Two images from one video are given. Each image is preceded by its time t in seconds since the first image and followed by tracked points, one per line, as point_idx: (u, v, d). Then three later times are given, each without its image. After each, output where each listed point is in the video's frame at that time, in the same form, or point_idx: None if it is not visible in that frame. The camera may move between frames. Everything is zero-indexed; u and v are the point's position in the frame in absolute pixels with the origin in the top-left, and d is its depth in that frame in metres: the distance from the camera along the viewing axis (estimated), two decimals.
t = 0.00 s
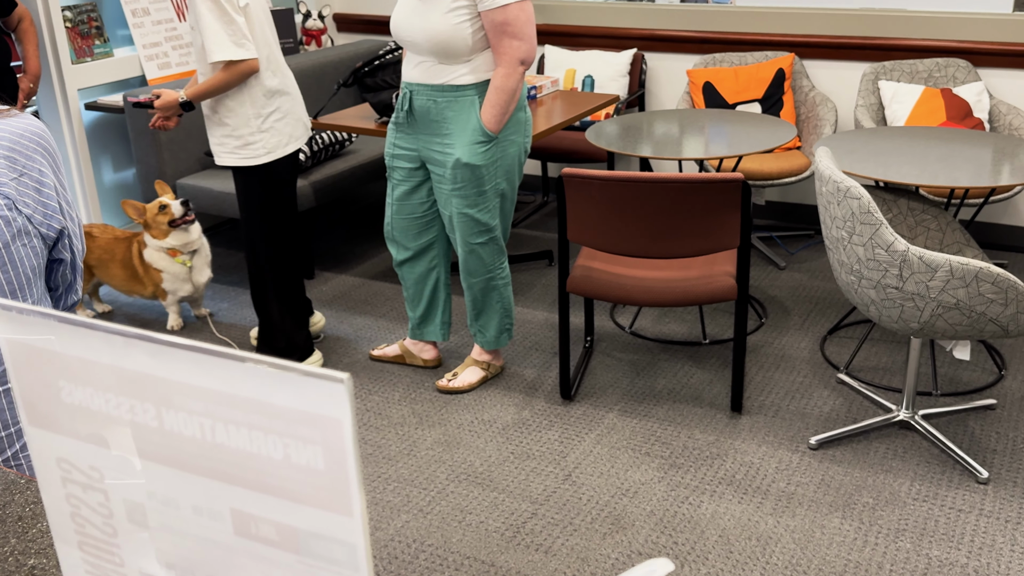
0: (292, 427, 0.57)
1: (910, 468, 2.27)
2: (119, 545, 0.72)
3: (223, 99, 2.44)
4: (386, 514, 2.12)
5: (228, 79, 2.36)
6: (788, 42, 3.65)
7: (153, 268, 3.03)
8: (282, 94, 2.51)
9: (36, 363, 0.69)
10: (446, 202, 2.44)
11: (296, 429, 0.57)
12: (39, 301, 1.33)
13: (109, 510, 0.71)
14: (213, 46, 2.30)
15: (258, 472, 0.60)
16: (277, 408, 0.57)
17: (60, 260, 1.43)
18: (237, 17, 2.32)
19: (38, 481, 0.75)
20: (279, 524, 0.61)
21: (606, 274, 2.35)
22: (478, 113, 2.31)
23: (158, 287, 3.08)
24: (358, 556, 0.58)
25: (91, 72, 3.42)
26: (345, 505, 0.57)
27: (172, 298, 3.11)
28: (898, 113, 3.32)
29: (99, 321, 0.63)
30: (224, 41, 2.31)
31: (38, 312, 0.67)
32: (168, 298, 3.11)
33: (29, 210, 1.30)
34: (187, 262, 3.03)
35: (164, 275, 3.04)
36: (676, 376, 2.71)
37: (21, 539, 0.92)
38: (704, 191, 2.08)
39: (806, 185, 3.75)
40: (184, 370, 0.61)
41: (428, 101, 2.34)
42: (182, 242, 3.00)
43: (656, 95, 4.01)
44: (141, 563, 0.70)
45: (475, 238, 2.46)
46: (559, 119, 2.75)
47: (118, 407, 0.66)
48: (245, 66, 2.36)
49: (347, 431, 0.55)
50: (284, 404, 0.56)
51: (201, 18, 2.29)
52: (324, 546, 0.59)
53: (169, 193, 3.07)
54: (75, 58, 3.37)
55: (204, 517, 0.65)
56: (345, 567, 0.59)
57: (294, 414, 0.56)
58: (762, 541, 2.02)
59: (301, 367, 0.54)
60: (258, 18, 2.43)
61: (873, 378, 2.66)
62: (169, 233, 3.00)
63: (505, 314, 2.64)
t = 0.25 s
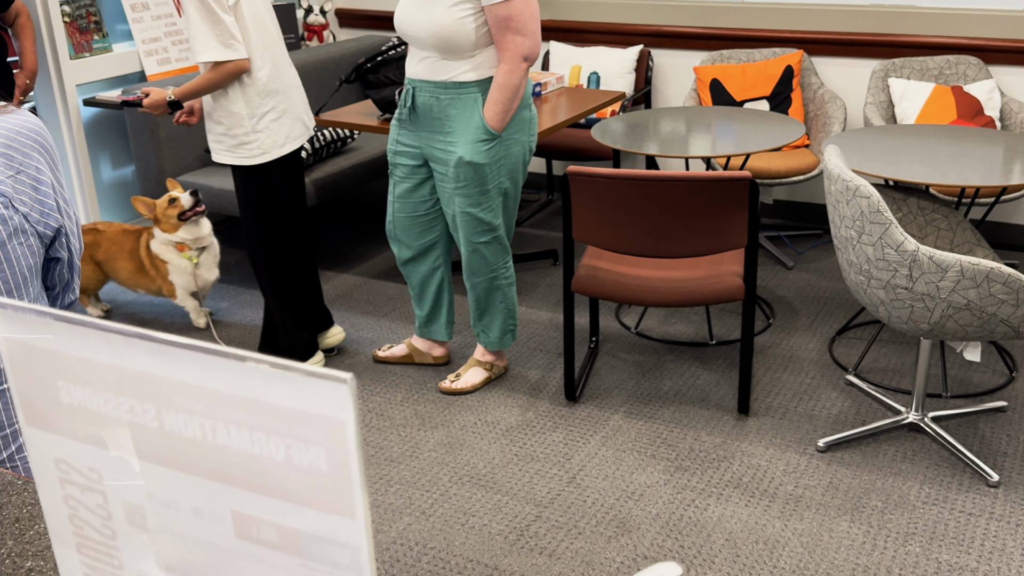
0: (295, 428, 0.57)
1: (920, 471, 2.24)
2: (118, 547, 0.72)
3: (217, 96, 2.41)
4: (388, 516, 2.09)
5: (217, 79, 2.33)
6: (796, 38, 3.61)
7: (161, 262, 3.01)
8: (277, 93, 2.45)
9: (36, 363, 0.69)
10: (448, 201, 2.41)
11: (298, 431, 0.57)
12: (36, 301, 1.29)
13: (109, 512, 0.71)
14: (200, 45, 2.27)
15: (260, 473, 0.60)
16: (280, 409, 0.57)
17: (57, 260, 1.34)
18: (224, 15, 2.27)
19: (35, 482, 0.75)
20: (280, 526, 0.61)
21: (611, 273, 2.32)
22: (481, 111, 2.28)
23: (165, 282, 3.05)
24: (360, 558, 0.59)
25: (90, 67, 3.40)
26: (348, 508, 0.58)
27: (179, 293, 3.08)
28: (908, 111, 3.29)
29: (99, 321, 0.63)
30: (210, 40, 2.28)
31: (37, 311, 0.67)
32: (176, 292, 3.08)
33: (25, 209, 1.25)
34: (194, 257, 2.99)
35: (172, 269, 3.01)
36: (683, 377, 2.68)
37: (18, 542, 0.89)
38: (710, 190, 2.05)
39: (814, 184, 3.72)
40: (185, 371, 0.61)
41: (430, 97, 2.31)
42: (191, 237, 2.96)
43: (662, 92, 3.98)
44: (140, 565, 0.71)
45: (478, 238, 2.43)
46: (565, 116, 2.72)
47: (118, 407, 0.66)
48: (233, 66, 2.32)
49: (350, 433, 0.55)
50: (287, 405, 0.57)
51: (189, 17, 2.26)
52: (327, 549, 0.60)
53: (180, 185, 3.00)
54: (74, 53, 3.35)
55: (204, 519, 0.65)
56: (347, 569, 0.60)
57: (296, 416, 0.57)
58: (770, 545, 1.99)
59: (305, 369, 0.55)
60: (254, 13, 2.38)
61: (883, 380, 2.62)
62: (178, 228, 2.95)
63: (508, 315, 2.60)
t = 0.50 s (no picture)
0: (297, 428, 0.55)
1: (929, 474, 2.21)
2: (118, 549, 0.68)
3: (214, 88, 2.40)
4: (390, 518, 2.07)
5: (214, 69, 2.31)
6: (804, 35, 3.58)
7: (184, 268, 2.98)
8: (273, 85, 2.43)
9: (32, 360, 0.66)
10: (450, 198, 2.38)
11: (299, 431, 0.55)
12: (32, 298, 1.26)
13: (107, 514, 0.68)
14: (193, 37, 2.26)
15: (261, 474, 0.58)
16: (281, 409, 0.55)
17: (53, 258, 1.31)
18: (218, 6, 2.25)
19: (32, 482, 0.72)
20: (282, 528, 0.59)
21: (617, 272, 2.29)
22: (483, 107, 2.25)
23: (189, 287, 3.02)
24: (363, 562, 0.56)
25: (88, 62, 3.38)
26: (350, 509, 0.55)
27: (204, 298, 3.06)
28: (917, 108, 3.26)
29: (96, 318, 0.61)
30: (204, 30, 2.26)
31: (32, 306, 0.64)
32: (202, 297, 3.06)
33: (21, 207, 1.22)
34: (219, 255, 2.98)
35: (197, 272, 2.98)
36: (689, 378, 2.65)
37: (14, 543, 0.87)
38: (716, 188, 2.02)
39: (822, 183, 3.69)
40: (186, 369, 0.58)
41: (432, 92, 2.29)
42: (212, 234, 2.95)
43: (668, 90, 3.95)
44: (139, 569, 0.68)
45: (480, 235, 2.40)
46: (570, 113, 2.69)
47: (116, 407, 0.63)
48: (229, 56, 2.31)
49: (355, 433, 0.53)
50: (288, 405, 0.54)
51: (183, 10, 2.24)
52: (329, 552, 0.57)
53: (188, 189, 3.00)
54: (72, 48, 3.33)
55: (205, 521, 0.63)
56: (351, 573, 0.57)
57: (298, 415, 0.54)
58: (776, 549, 1.96)
59: (307, 369, 0.52)
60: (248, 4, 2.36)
61: (891, 382, 2.59)
62: (197, 228, 2.93)
63: (511, 314, 2.58)
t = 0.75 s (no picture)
0: (297, 428, 0.52)
1: (937, 476, 2.18)
2: (115, 548, 0.66)
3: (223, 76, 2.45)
4: (391, 520, 2.04)
5: (218, 54, 2.35)
6: (811, 31, 3.55)
7: (207, 263, 2.90)
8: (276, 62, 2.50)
9: (27, 357, 0.64)
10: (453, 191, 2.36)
11: (300, 431, 0.52)
12: (27, 296, 1.23)
13: (104, 514, 0.65)
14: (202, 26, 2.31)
15: (261, 474, 0.55)
16: (280, 407, 0.52)
17: (49, 255, 1.28)
18: None
19: (29, 482, 0.69)
20: (282, 529, 0.56)
21: (621, 272, 2.26)
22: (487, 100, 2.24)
23: (209, 284, 2.93)
24: (365, 563, 0.54)
25: (85, 57, 3.36)
26: (351, 509, 0.53)
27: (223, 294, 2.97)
28: (926, 106, 3.23)
29: (92, 314, 0.58)
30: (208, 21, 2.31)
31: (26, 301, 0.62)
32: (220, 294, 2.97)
33: (16, 203, 1.19)
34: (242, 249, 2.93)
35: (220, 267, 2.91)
36: (694, 378, 2.62)
37: (9, 545, 0.84)
38: (721, 185, 1.99)
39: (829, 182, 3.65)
40: (185, 367, 0.56)
41: (435, 86, 2.27)
42: (235, 227, 2.91)
43: (673, 87, 3.92)
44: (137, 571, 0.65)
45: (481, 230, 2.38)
46: (574, 110, 2.66)
47: (114, 406, 0.61)
48: (232, 39, 2.35)
49: (355, 432, 0.50)
50: (287, 404, 0.52)
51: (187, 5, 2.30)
52: (330, 553, 0.55)
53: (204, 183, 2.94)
54: (68, 43, 3.30)
55: (203, 522, 0.60)
56: None
57: (296, 414, 0.52)
58: (782, 552, 1.93)
59: (307, 367, 0.50)
60: None
61: (899, 383, 2.56)
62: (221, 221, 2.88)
63: (513, 315, 2.55)
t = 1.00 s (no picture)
0: (298, 427, 0.53)
1: (945, 478, 2.15)
2: (113, 550, 0.66)
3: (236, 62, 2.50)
4: (392, 523, 2.02)
5: (229, 38, 2.39)
6: (818, 28, 3.52)
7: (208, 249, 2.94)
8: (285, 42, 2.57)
9: (26, 357, 0.64)
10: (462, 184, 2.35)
11: (302, 430, 0.53)
12: (23, 295, 1.20)
13: (103, 514, 0.66)
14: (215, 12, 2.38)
15: (262, 474, 0.56)
16: (281, 407, 0.53)
17: (45, 252, 1.24)
18: None
19: (27, 484, 0.70)
20: (282, 529, 0.57)
21: (627, 271, 2.24)
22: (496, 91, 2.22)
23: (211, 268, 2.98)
24: (365, 563, 0.54)
25: (83, 54, 3.35)
26: (351, 509, 0.53)
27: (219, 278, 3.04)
28: (934, 104, 3.19)
29: (93, 314, 0.59)
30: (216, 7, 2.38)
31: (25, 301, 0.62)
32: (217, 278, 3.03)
33: (9, 198, 1.15)
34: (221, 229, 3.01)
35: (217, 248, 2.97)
36: (700, 379, 2.59)
37: (7, 546, 0.82)
38: (727, 184, 1.97)
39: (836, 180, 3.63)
40: (184, 367, 0.56)
41: (446, 78, 2.26)
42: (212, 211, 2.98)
43: (678, 84, 3.89)
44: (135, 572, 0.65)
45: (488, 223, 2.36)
46: (578, 107, 2.64)
47: (112, 405, 0.61)
48: (243, 22, 2.40)
49: (356, 433, 0.51)
50: (289, 403, 0.52)
51: None
52: (330, 554, 0.55)
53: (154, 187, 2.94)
54: (67, 39, 3.29)
55: (203, 522, 0.60)
56: None
57: (297, 415, 0.52)
58: (789, 555, 1.90)
59: (309, 367, 0.50)
60: None
61: (908, 384, 2.53)
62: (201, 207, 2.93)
63: (518, 312, 2.51)
